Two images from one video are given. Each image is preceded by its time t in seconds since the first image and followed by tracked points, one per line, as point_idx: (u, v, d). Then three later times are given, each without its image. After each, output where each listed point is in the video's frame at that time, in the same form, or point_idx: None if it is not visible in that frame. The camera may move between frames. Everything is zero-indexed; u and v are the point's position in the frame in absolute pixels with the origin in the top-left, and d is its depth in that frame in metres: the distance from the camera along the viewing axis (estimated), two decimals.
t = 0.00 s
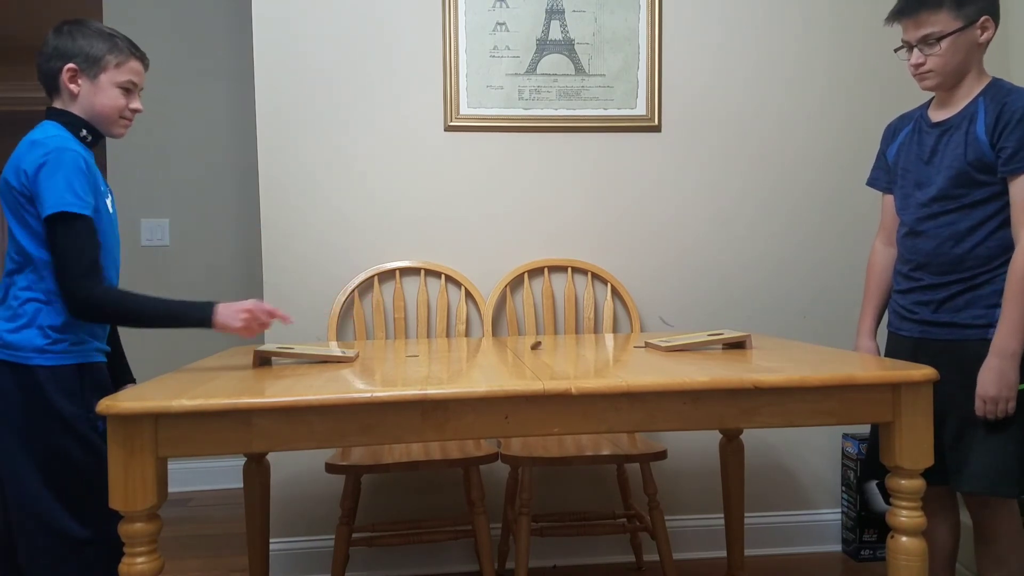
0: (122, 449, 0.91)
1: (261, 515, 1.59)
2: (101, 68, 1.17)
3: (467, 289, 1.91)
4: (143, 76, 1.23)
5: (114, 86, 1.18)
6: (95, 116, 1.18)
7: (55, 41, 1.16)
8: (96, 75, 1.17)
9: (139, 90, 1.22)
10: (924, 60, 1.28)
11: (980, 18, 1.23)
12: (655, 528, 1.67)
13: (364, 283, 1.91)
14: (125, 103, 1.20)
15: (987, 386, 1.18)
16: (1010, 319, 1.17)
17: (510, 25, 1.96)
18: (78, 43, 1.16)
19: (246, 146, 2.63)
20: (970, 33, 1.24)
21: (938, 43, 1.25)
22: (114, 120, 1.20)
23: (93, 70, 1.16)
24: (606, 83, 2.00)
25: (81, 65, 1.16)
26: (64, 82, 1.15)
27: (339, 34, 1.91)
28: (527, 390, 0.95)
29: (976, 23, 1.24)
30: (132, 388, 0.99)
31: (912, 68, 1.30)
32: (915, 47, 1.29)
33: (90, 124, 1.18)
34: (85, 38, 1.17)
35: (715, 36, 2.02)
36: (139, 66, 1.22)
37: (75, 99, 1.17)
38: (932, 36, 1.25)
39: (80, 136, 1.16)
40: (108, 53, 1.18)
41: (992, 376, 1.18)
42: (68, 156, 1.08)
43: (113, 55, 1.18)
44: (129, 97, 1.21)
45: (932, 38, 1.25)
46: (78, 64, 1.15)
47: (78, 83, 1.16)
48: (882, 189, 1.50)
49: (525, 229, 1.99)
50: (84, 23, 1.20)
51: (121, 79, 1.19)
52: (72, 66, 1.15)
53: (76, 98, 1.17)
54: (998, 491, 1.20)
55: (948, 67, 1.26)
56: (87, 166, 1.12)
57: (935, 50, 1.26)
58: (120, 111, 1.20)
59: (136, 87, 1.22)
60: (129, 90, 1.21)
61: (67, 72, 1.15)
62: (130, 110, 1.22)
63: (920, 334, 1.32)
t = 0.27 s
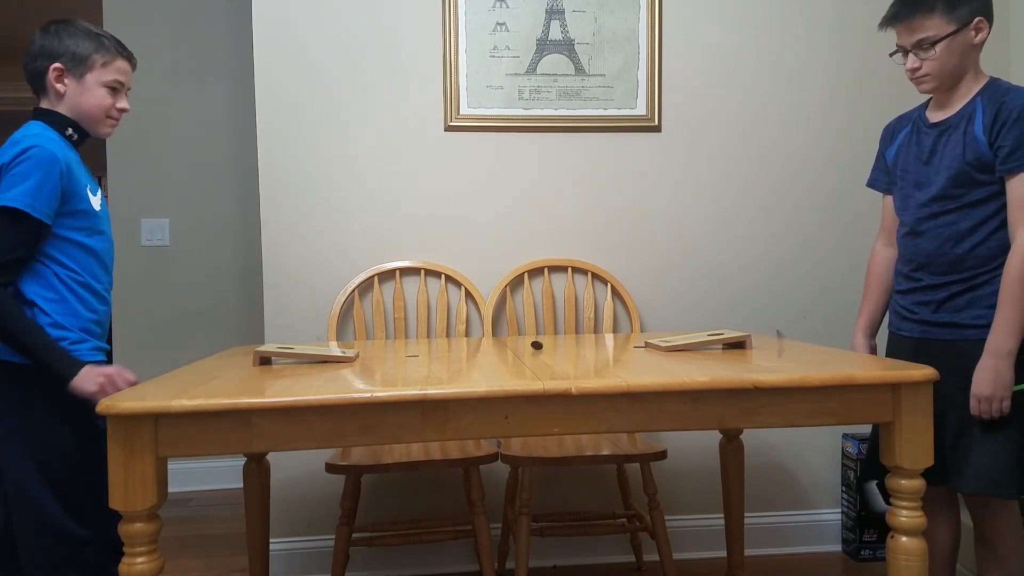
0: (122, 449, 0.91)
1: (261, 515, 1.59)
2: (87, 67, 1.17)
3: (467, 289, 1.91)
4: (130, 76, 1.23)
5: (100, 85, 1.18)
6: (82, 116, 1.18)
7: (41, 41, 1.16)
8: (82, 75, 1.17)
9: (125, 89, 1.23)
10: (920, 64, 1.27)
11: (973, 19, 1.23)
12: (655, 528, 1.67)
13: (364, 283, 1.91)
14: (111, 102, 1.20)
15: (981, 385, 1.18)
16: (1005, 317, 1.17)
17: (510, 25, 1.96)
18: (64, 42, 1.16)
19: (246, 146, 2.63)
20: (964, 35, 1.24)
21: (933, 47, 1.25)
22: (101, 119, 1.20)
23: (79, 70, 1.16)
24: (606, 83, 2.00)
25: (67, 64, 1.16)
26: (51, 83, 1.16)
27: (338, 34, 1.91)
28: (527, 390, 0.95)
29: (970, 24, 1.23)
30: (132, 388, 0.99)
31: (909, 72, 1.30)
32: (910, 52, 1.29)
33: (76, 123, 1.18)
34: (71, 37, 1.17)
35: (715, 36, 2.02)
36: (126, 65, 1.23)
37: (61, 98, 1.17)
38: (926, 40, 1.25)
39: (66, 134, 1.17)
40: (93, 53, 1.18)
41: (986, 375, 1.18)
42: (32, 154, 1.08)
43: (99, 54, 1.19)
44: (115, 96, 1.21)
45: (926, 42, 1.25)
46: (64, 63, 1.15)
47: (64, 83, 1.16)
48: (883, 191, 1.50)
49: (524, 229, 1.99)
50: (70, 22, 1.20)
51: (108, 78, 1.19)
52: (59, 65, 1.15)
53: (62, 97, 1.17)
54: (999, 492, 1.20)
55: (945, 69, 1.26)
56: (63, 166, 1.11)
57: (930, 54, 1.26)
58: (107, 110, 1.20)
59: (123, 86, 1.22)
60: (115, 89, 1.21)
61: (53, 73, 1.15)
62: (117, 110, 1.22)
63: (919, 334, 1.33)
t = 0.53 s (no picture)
0: (122, 449, 0.91)
1: (261, 515, 1.59)
2: (65, 62, 1.17)
3: (467, 289, 1.91)
4: (107, 67, 1.23)
5: (80, 79, 1.18)
6: (66, 112, 1.18)
7: (14, 48, 1.16)
8: (61, 70, 1.17)
9: (105, 80, 1.23)
10: (911, 70, 1.27)
11: (960, 21, 1.23)
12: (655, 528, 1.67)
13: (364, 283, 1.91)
14: (95, 95, 1.20)
15: (982, 372, 1.18)
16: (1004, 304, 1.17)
17: (511, 25, 1.96)
18: (39, 43, 1.16)
19: (246, 146, 2.63)
20: (953, 39, 1.24)
21: (924, 52, 1.24)
22: (88, 112, 1.19)
23: (57, 67, 1.16)
24: (606, 83, 2.00)
25: (46, 63, 1.16)
26: (30, 82, 1.15)
27: (337, 34, 1.91)
28: (527, 390, 0.95)
29: (957, 26, 1.23)
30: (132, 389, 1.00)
31: (899, 77, 1.30)
32: (900, 57, 1.28)
33: (60, 121, 1.19)
34: (48, 37, 1.17)
35: (715, 36, 2.02)
36: (101, 56, 1.23)
37: (44, 98, 1.17)
38: (917, 46, 1.25)
39: (46, 137, 1.16)
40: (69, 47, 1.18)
41: (988, 363, 1.18)
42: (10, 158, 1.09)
43: (75, 49, 1.19)
44: (97, 88, 1.21)
45: (918, 47, 1.25)
46: (42, 62, 1.16)
47: (44, 81, 1.16)
48: (880, 193, 1.50)
49: (525, 229, 1.99)
50: (38, 26, 1.20)
51: (86, 71, 1.19)
52: (37, 65, 1.15)
53: (45, 97, 1.17)
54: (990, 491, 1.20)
55: (935, 73, 1.26)
56: (41, 164, 1.12)
57: (920, 59, 1.25)
58: (91, 103, 1.20)
59: (103, 77, 1.22)
60: (96, 81, 1.21)
61: (32, 72, 1.15)
62: (102, 101, 1.22)
63: (924, 334, 1.32)
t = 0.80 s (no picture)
0: (122, 449, 0.91)
1: (261, 515, 1.59)
2: (42, 67, 1.18)
3: (467, 289, 1.91)
4: (83, 73, 1.26)
5: (57, 84, 1.20)
6: (41, 116, 1.19)
7: None
8: (37, 75, 1.18)
9: (81, 86, 1.25)
10: (921, 56, 1.26)
11: (973, 12, 1.22)
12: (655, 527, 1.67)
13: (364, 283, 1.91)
14: (70, 100, 1.22)
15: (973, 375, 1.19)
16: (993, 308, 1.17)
17: (511, 25, 1.96)
18: (15, 47, 1.17)
19: (246, 145, 2.63)
20: (965, 28, 1.23)
21: (937, 39, 1.23)
22: (63, 117, 1.21)
23: (34, 71, 1.17)
24: (606, 83, 2.00)
25: (22, 67, 1.16)
26: (5, 86, 1.15)
27: (337, 33, 1.91)
28: (527, 390, 0.95)
29: (968, 17, 1.22)
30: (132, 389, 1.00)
31: (907, 64, 1.28)
32: (911, 43, 1.26)
33: (34, 126, 1.19)
34: (26, 41, 1.18)
35: (715, 36, 2.02)
36: (78, 63, 1.25)
37: (19, 101, 1.17)
38: (930, 32, 1.23)
39: (23, 141, 1.17)
40: (47, 52, 1.19)
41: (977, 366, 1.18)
42: None
43: (52, 54, 1.20)
44: (73, 94, 1.23)
45: (931, 34, 1.23)
46: (19, 66, 1.16)
47: (19, 86, 1.16)
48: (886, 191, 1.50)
49: (524, 229, 1.99)
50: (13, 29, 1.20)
51: (63, 76, 1.21)
52: (14, 68, 1.15)
53: (20, 100, 1.17)
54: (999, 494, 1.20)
55: (944, 62, 1.25)
56: (19, 166, 1.11)
57: (933, 46, 1.24)
58: (67, 108, 1.21)
59: (79, 84, 1.24)
60: (72, 87, 1.23)
61: (7, 76, 1.15)
62: (77, 107, 1.23)
63: (919, 337, 1.33)
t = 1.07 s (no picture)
0: (122, 449, 0.91)
1: (261, 515, 1.59)
2: (46, 72, 1.18)
3: (467, 289, 1.91)
4: (89, 80, 1.25)
5: (60, 91, 1.20)
6: (41, 120, 1.19)
7: None
8: (41, 80, 1.18)
9: (86, 94, 1.25)
10: (932, 57, 1.24)
11: (984, 16, 1.22)
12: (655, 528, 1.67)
13: (364, 283, 1.91)
14: (71, 107, 1.22)
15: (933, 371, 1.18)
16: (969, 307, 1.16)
17: (511, 25, 1.96)
18: (23, 50, 1.17)
19: (246, 145, 2.63)
20: (976, 31, 1.22)
21: (950, 41, 1.22)
22: (62, 123, 1.21)
23: (39, 76, 1.17)
24: (606, 83, 2.00)
25: (27, 71, 1.16)
26: (7, 88, 1.15)
27: (337, 33, 1.91)
28: (527, 390, 0.95)
29: (980, 19, 1.21)
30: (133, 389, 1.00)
31: (916, 65, 1.27)
32: (922, 44, 1.25)
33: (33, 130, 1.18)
34: (30, 44, 1.18)
35: (715, 36, 2.02)
36: (85, 70, 1.25)
37: (20, 105, 1.17)
38: (943, 33, 1.22)
39: (22, 141, 1.17)
40: (52, 57, 1.19)
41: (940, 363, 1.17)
42: None
43: (59, 60, 1.20)
44: (75, 101, 1.23)
45: (944, 35, 1.22)
46: (23, 70, 1.16)
47: (22, 89, 1.16)
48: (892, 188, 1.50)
49: (525, 229, 1.99)
50: (27, 31, 1.22)
51: (67, 83, 1.21)
52: (18, 72, 1.15)
53: (22, 103, 1.17)
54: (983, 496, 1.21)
55: (954, 64, 1.24)
56: (21, 167, 1.12)
57: (944, 48, 1.23)
58: (67, 114, 1.21)
59: (83, 91, 1.24)
60: (75, 94, 1.23)
61: (9, 78, 1.15)
62: (77, 115, 1.23)
63: (912, 334, 1.33)
